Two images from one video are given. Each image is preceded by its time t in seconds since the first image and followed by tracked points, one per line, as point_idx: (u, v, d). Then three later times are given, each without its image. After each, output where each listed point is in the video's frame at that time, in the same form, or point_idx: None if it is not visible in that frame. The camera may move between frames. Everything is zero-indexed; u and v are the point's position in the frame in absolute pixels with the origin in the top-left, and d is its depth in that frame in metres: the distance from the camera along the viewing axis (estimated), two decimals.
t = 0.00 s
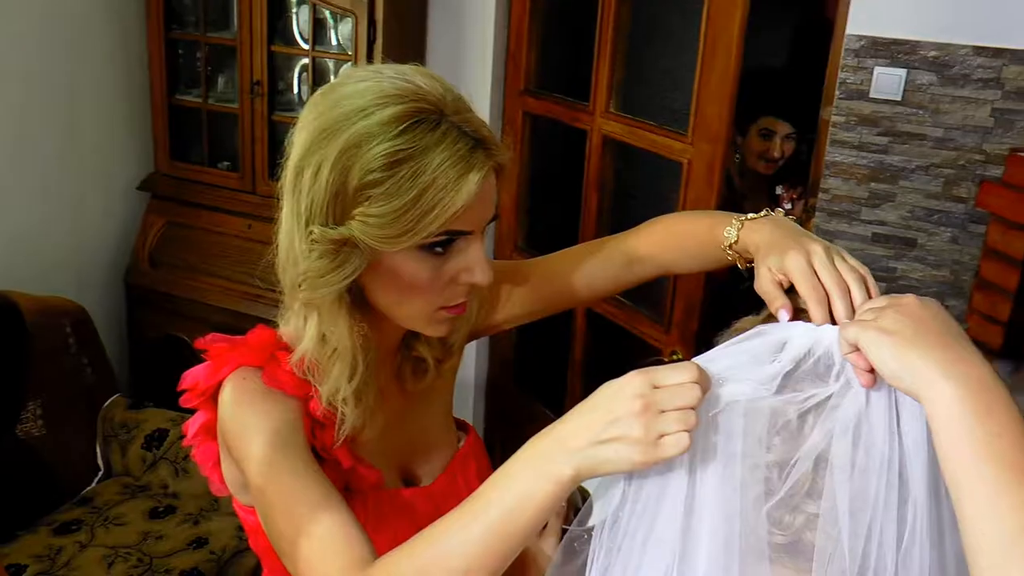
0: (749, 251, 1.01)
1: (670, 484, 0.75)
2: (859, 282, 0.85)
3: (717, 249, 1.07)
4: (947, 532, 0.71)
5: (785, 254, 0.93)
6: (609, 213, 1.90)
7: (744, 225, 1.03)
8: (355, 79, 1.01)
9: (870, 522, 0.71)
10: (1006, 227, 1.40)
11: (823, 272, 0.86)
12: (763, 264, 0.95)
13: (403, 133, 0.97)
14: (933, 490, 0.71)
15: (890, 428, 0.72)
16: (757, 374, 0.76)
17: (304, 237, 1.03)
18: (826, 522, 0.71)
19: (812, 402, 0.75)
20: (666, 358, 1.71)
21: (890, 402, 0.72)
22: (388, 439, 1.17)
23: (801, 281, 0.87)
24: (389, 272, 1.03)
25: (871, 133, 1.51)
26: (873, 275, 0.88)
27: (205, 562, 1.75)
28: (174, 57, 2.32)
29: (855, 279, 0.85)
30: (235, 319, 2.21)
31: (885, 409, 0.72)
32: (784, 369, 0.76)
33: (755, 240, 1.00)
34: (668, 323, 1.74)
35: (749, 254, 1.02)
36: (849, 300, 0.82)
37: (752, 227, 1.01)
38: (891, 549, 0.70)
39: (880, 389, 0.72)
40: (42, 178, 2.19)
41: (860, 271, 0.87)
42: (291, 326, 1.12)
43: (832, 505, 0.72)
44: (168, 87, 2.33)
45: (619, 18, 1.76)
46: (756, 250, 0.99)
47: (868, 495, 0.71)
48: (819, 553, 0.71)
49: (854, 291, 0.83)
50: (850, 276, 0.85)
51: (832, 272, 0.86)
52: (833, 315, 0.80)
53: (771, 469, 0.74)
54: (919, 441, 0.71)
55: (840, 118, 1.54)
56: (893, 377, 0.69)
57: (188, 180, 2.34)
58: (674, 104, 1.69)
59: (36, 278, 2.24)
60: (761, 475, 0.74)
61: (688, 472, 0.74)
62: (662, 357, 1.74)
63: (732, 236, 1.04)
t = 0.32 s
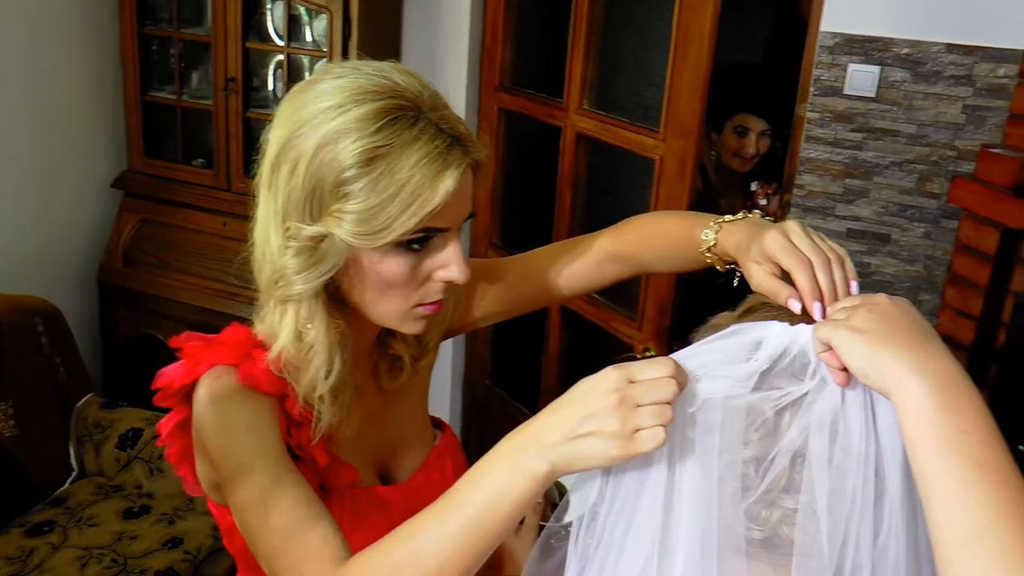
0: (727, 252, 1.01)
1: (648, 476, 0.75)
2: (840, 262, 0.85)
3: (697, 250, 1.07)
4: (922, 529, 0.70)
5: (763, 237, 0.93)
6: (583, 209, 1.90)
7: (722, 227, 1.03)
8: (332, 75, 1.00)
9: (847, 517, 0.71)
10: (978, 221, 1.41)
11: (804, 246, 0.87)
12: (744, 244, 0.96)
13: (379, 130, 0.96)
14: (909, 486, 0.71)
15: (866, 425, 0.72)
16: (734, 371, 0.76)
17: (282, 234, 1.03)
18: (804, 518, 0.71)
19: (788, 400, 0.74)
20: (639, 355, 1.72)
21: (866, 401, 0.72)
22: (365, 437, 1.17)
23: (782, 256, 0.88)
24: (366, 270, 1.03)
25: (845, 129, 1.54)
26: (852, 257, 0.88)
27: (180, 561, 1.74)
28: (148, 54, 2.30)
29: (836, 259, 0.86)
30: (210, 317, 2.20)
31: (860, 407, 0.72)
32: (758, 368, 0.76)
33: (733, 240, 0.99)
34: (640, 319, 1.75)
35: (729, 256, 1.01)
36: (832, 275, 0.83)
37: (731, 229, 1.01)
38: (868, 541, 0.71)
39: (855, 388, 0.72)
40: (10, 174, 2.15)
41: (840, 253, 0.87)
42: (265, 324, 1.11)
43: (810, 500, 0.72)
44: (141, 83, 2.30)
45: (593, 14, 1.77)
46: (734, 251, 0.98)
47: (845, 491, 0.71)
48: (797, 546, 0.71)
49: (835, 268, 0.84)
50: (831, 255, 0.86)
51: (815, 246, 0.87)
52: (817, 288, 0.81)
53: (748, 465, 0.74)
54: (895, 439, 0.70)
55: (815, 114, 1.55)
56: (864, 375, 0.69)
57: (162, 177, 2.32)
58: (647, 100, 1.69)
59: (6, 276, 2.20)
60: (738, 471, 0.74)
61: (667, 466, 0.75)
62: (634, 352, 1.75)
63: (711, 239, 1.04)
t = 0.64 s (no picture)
0: (696, 252, 1.01)
1: (623, 469, 0.75)
2: (806, 260, 0.86)
3: (666, 251, 1.07)
4: (893, 523, 0.69)
5: (731, 235, 0.93)
6: (554, 206, 1.91)
7: (690, 228, 1.03)
8: (303, 71, 1.00)
9: (819, 512, 0.70)
10: (945, 217, 1.48)
11: (769, 246, 0.87)
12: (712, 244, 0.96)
13: (350, 127, 0.96)
14: (879, 482, 0.70)
15: (836, 419, 0.71)
16: (705, 366, 0.76)
17: (252, 231, 1.02)
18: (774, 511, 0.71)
19: (756, 395, 0.75)
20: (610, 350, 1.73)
21: (835, 394, 0.71)
22: (336, 435, 1.16)
23: (749, 259, 0.87)
24: (337, 267, 1.02)
25: (814, 126, 1.54)
26: (818, 253, 0.88)
27: (150, 563, 1.73)
28: (114, 50, 2.27)
29: (802, 257, 0.86)
30: (180, 316, 2.19)
31: (830, 401, 0.71)
32: (728, 364, 0.76)
33: (700, 240, 0.99)
34: (612, 316, 1.76)
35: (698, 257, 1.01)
36: (797, 276, 0.83)
37: (698, 229, 1.01)
38: (839, 537, 0.69)
39: (823, 381, 0.72)
40: None
41: (807, 250, 0.87)
42: (235, 322, 1.10)
43: (782, 494, 0.71)
44: (108, 79, 2.27)
45: (562, 12, 1.77)
46: (702, 251, 0.99)
47: (816, 485, 0.70)
48: (769, 540, 0.71)
49: (800, 267, 0.84)
50: (796, 253, 0.86)
51: (781, 246, 0.87)
52: (783, 290, 0.81)
53: (719, 460, 0.74)
54: (864, 432, 0.70)
55: (784, 111, 1.55)
56: (831, 369, 0.69)
57: (130, 175, 2.29)
58: (616, 97, 1.70)
59: None
60: (710, 467, 0.73)
61: (641, 457, 0.75)
62: (606, 348, 1.76)
63: (680, 241, 1.04)
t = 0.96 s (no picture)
0: (668, 249, 1.00)
1: (596, 463, 0.75)
2: (768, 251, 0.86)
3: (641, 251, 1.07)
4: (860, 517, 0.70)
5: (701, 229, 0.93)
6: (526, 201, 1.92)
7: (662, 227, 1.03)
8: (272, 66, 0.99)
9: (788, 505, 0.70)
10: (913, 210, 1.50)
11: (729, 241, 0.88)
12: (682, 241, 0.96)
13: (320, 124, 0.95)
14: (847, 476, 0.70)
15: (805, 413, 0.71)
16: (676, 360, 0.76)
17: (222, 228, 1.01)
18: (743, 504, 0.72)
19: (725, 391, 0.74)
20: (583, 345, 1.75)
21: (803, 388, 0.72)
22: (308, 433, 1.16)
23: (711, 256, 0.88)
24: (308, 263, 1.01)
25: (784, 121, 1.57)
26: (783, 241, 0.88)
27: (122, 563, 1.72)
28: (81, 44, 2.24)
29: (764, 249, 0.86)
30: (150, 313, 2.17)
31: (798, 394, 0.72)
32: (698, 361, 0.76)
33: (672, 237, 0.99)
34: (584, 310, 1.77)
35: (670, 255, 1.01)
36: (758, 270, 0.83)
37: (668, 228, 1.01)
38: (808, 531, 0.69)
39: (791, 374, 0.72)
40: None
41: (771, 241, 0.88)
42: (205, 319, 1.09)
43: (751, 488, 0.71)
44: (75, 74, 2.24)
45: (532, 7, 1.77)
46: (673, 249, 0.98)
47: (785, 478, 0.71)
48: (739, 534, 0.71)
49: (761, 260, 0.85)
50: (759, 245, 0.87)
51: (741, 240, 0.87)
52: (745, 291, 0.81)
53: (690, 454, 0.74)
54: (832, 426, 0.70)
55: (754, 106, 1.58)
56: (799, 365, 0.69)
57: (98, 172, 2.26)
58: (587, 92, 1.70)
59: None
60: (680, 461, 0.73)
61: (614, 452, 0.74)
62: (578, 343, 1.77)
63: (652, 240, 1.04)
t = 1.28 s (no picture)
0: (643, 245, 1.00)
1: (574, 466, 0.75)
2: (733, 247, 0.87)
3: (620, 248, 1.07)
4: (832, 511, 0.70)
5: (672, 227, 0.93)
6: (501, 195, 1.92)
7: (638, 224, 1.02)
8: (247, 62, 0.98)
9: (760, 499, 0.70)
10: (887, 203, 1.53)
11: (694, 241, 0.88)
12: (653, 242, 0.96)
13: (295, 120, 0.94)
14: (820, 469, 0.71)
15: (777, 407, 0.71)
16: (651, 358, 0.77)
17: (196, 225, 1.01)
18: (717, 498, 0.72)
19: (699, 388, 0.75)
20: (559, 340, 1.76)
21: (775, 384, 0.72)
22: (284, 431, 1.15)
23: (678, 256, 0.88)
24: (283, 261, 1.01)
25: (758, 115, 1.58)
26: (748, 235, 0.89)
27: (97, 563, 1.70)
28: (51, 39, 2.21)
29: (729, 246, 0.87)
30: (124, 311, 2.15)
31: (770, 389, 0.72)
32: (674, 359, 0.76)
33: (647, 231, 0.99)
34: (559, 305, 1.78)
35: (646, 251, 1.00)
36: (723, 268, 0.84)
37: (643, 224, 1.01)
38: (780, 525, 0.70)
39: (762, 368, 0.73)
40: None
41: (735, 237, 0.88)
42: (179, 318, 1.08)
43: (724, 481, 0.71)
44: (44, 70, 2.21)
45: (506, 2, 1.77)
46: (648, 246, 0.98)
47: (758, 473, 0.71)
48: (712, 527, 0.71)
49: (725, 257, 0.85)
50: (723, 242, 0.87)
51: (705, 240, 0.88)
52: (712, 289, 0.81)
53: (664, 450, 0.74)
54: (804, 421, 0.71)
55: (729, 100, 1.58)
56: (769, 362, 0.70)
57: (69, 168, 2.23)
58: (561, 87, 1.70)
59: None
60: (655, 456, 0.73)
61: (591, 454, 0.75)
62: (554, 337, 1.78)
63: (629, 238, 1.04)
